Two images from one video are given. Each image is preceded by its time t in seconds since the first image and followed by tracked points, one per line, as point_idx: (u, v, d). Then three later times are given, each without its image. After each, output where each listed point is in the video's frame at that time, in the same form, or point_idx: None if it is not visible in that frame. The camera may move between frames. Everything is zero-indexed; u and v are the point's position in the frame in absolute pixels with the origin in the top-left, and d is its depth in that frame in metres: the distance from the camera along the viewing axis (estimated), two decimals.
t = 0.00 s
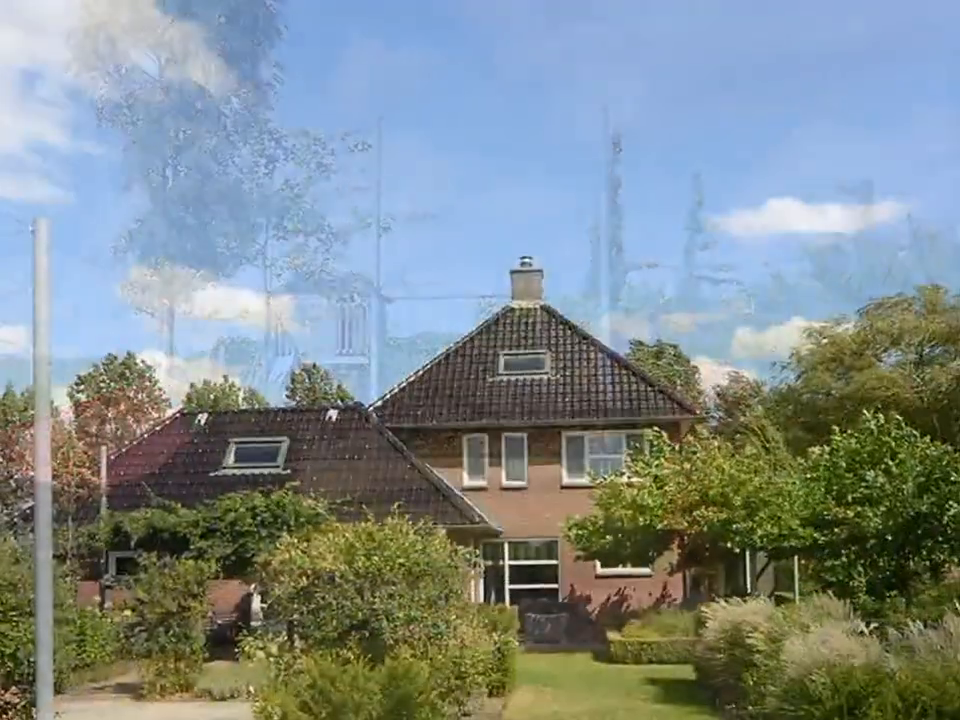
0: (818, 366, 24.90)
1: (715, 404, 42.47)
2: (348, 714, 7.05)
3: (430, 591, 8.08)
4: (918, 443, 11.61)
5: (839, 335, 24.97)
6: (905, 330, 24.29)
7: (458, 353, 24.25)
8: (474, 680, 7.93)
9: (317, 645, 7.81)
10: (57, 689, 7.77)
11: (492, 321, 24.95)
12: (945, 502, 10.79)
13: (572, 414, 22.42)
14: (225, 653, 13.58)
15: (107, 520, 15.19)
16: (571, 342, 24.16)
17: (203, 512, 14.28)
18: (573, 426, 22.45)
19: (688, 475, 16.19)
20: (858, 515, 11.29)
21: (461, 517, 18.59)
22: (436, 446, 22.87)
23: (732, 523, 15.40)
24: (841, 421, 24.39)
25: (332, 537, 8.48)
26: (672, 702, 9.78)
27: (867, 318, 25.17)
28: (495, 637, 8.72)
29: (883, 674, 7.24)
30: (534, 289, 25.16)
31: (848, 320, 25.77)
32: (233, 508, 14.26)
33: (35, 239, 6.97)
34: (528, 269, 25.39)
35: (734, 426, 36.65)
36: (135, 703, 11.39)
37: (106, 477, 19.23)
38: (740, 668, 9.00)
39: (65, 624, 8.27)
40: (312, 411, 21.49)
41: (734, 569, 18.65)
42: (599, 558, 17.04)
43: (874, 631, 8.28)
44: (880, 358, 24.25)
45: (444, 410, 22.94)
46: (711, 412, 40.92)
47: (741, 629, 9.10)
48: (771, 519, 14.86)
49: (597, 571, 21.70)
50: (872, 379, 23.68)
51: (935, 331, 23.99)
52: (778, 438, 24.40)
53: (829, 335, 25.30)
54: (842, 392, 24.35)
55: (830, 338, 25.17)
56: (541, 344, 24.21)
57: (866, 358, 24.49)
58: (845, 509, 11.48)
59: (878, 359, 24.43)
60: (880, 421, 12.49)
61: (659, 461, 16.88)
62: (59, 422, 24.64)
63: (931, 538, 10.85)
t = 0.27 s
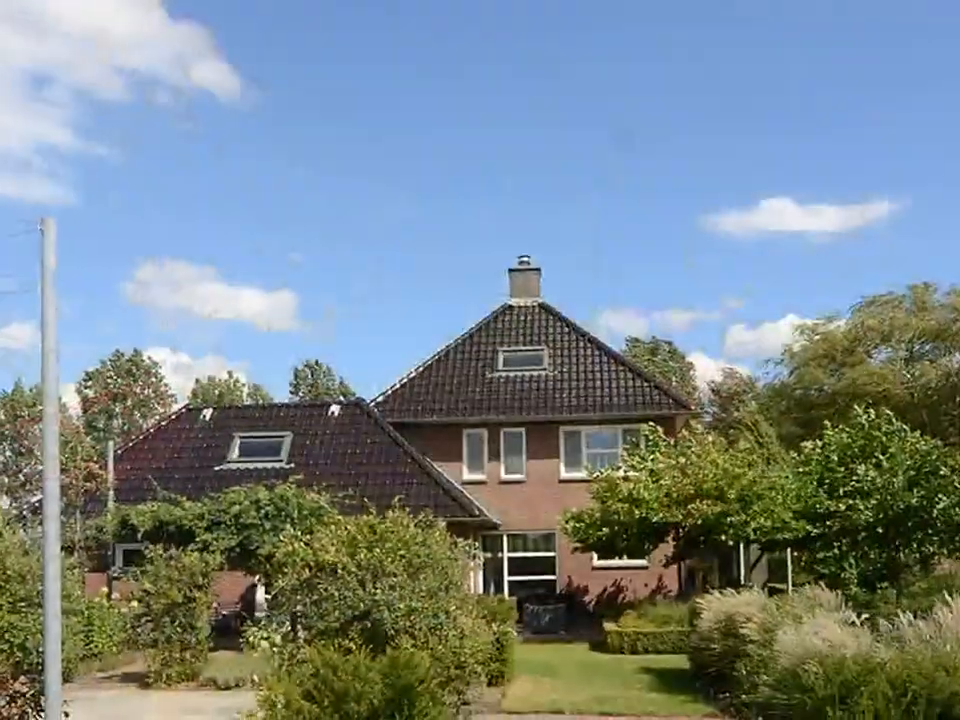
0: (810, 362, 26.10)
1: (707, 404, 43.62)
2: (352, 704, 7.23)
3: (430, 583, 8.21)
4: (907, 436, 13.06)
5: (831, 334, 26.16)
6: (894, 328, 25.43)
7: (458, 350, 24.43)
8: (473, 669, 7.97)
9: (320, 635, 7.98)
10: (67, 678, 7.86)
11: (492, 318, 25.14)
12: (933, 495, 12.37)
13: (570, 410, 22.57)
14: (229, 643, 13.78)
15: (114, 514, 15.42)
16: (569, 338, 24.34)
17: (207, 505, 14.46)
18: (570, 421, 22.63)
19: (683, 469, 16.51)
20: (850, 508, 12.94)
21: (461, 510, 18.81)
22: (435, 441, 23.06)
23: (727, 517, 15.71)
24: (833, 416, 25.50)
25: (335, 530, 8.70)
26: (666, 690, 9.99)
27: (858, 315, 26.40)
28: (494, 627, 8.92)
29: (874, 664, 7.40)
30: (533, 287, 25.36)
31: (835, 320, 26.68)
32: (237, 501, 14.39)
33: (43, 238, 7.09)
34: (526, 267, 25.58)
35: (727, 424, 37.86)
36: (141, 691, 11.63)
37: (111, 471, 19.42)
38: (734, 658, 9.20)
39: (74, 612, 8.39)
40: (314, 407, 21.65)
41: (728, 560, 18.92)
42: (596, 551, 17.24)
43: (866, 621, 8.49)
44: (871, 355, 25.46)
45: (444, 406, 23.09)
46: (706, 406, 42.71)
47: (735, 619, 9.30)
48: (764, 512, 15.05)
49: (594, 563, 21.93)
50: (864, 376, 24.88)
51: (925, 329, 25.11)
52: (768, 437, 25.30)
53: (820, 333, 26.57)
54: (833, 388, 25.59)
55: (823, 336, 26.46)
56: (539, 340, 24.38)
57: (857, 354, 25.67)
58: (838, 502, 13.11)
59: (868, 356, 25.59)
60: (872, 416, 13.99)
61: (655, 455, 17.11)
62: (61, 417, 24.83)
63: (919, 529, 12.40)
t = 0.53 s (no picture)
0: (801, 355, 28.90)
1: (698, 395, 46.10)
2: (355, 688, 7.47)
3: (431, 570, 8.44)
4: (893, 428, 13.38)
5: (821, 328, 28.87)
6: (882, 323, 27.94)
7: (457, 344, 24.69)
8: (472, 654, 8.24)
9: (324, 621, 8.22)
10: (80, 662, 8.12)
11: (491, 313, 25.41)
12: (917, 485, 12.68)
13: (568, 402, 22.83)
14: (237, 629, 14.14)
15: (124, 503, 15.76)
16: (567, 333, 24.59)
17: (215, 495, 14.77)
18: (568, 414, 22.92)
19: (676, 460, 16.93)
20: (837, 497, 13.28)
21: (461, 501, 19.08)
22: (435, 434, 23.35)
23: (718, 507, 16.00)
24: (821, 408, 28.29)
25: (338, 519, 8.91)
26: (659, 674, 10.31)
27: (846, 312, 28.92)
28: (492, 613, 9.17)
29: (861, 649, 7.66)
30: (531, 282, 25.67)
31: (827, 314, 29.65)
32: (244, 491, 14.67)
33: (56, 238, 7.32)
34: (525, 263, 25.88)
35: (720, 417, 39.56)
36: (151, 675, 12.02)
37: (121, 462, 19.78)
38: (725, 643, 9.50)
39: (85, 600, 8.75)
40: (318, 400, 21.93)
41: (720, 548, 19.26)
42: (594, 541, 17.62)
43: (853, 607, 8.75)
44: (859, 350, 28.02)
45: (443, 399, 23.36)
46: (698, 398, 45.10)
47: (726, 605, 9.60)
48: (756, 502, 15.45)
49: (590, 552, 22.26)
50: (852, 369, 27.36)
51: (910, 325, 27.64)
52: (760, 424, 27.64)
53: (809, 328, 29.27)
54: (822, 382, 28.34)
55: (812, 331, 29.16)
56: (537, 335, 24.66)
57: (844, 348, 28.33)
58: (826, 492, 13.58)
59: (856, 350, 28.22)
60: (860, 410, 14.36)
61: (650, 447, 17.47)
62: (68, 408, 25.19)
63: (906, 519, 12.74)
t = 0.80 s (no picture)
0: (789, 348, 31.95)
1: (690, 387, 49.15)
2: (360, 668, 7.79)
3: (432, 555, 8.75)
4: (876, 421, 15.96)
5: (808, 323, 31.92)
6: (866, 318, 31.08)
7: (456, 338, 25.05)
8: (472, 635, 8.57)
9: (331, 604, 8.54)
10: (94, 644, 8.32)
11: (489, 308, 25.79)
12: (900, 473, 15.31)
13: (564, 394, 23.12)
14: (245, 614, 14.55)
15: (138, 490, 16.21)
16: (564, 327, 24.97)
17: (225, 483, 15.16)
18: (564, 405, 23.25)
19: (668, 449, 17.18)
20: (825, 487, 15.88)
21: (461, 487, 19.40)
22: (436, 426, 23.68)
23: (708, 495, 16.39)
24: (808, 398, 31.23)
25: (343, 507, 9.23)
26: (653, 656, 10.73)
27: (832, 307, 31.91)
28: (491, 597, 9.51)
29: (846, 631, 7.97)
30: (530, 278, 26.13)
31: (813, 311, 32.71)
32: (252, 479, 14.99)
33: (72, 235, 7.63)
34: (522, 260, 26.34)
35: (710, 408, 42.12)
36: (163, 657, 12.40)
37: (131, 452, 20.15)
38: (715, 626, 9.86)
39: (99, 584, 9.30)
40: (326, 392, 22.51)
41: (710, 535, 19.76)
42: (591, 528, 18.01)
43: (839, 592, 9.07)
44: (843, 344, 31.05)
45: (442, 391, 23.67)
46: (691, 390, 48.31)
47: (716, 590, 9.97)
48: (744, 489, 16.20)
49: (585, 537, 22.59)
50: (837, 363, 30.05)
51: (894, 320, 30.70)
52: (750, 414, 30.81)
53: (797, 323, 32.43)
54: (808, 374, 31.35)
55: (799, 326, 32.32)
56: (535, 329, 25.03)
57: (830, 342, 31.37)
58: (813, 481, 16.09)
59: (843, 343, 31.31)
60: (842, 402, 16.85)
61: (643, 437, 17.83)
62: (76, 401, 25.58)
63: (887, 507, 15.52)
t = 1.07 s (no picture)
0: (775, 341, 34.49)
1: (680, 377, 51.98)
2: (363, 647, 8.15)
3: (432, 539, 9.10)
4: (858, 409, 16.52)
5: (793, 317, 34.43)
6: (849, 311, 33.17)
7: (453, 332, 25.46)
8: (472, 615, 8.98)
9: (335, 586, 8.90)
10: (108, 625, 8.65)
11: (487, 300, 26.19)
12: (881, 460, 15.90)
13: (559, 385, 23.53)
14: (254, 595, 15.16)
15: (150, 476, 16.78)
16: (560, 320, 25.40)
17: (234, 469, 15.58)
18: (559, 396, 23.68)
19: (658, 437, 17.95)
20: (809, 473, 16.43)
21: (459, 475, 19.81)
22: (436, 416, 24.15)
23: (697, 480, 17.16)
24: (792, 388, 33.93)
25: (346, 492, 9.60)
26: (648, 638, 11.35)
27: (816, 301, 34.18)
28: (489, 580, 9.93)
29: (830, 612, 8.35)
30: (526, 274, 26.60)
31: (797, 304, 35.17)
32: (259, 465, 15.39)
33: (87, 234, 7.96)
34: (519, 256, 26.75)
35: (699, 399, 45.28)
36: (174, 637, 13.04)
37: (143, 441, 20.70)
38: (704, 607, 10.37)
39: (115, 566, 9.88)
40: (331, 384, 22.88)
41: (699, 520, 20.34)
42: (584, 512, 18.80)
43: (822, 574, 9.46)
44: (827, 336, 33.39)
45: (442, 381, 24.12)
46: (681, 382, 51.44)
47: (705, 573, 10.44)
48: (731, 476, 16.90)
49: (579, 522, 23.12)
50: (821, 355, 32.43)
51: (875, 313, 32.76)
52: (738, 404, 31.80)
53: (782, 317, 34.89)
54: (792, 365, 34.01)
55: (784, 319, 34.77)
56: (531, 323, 25.49)
57: (814, 334, 33.76)
58: (798, 467, 16.60)
59: (826, 336, 33.61)
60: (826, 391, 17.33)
61: (635, 425, 18.63)
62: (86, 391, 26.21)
63: (869, 493, 16.13)
